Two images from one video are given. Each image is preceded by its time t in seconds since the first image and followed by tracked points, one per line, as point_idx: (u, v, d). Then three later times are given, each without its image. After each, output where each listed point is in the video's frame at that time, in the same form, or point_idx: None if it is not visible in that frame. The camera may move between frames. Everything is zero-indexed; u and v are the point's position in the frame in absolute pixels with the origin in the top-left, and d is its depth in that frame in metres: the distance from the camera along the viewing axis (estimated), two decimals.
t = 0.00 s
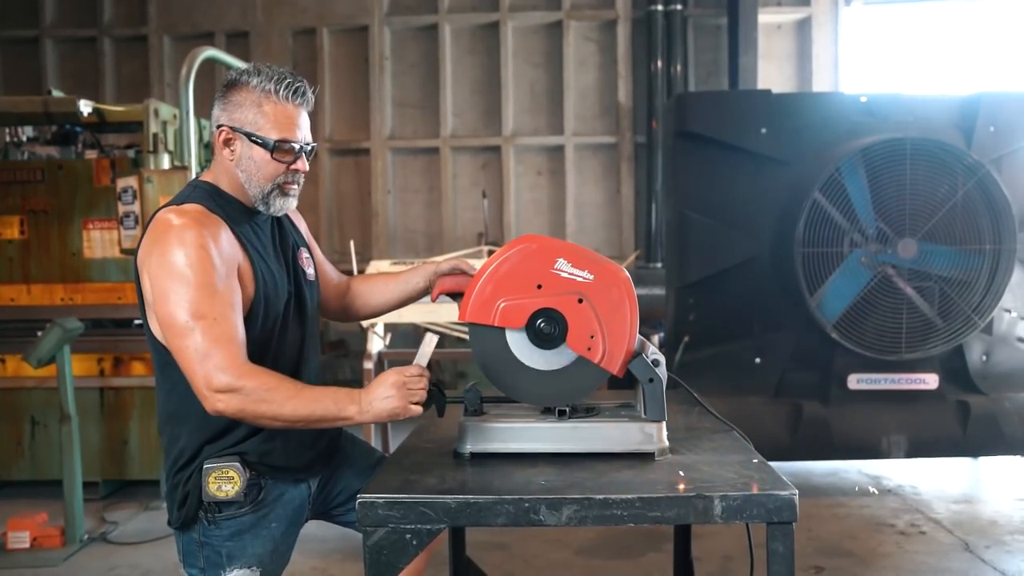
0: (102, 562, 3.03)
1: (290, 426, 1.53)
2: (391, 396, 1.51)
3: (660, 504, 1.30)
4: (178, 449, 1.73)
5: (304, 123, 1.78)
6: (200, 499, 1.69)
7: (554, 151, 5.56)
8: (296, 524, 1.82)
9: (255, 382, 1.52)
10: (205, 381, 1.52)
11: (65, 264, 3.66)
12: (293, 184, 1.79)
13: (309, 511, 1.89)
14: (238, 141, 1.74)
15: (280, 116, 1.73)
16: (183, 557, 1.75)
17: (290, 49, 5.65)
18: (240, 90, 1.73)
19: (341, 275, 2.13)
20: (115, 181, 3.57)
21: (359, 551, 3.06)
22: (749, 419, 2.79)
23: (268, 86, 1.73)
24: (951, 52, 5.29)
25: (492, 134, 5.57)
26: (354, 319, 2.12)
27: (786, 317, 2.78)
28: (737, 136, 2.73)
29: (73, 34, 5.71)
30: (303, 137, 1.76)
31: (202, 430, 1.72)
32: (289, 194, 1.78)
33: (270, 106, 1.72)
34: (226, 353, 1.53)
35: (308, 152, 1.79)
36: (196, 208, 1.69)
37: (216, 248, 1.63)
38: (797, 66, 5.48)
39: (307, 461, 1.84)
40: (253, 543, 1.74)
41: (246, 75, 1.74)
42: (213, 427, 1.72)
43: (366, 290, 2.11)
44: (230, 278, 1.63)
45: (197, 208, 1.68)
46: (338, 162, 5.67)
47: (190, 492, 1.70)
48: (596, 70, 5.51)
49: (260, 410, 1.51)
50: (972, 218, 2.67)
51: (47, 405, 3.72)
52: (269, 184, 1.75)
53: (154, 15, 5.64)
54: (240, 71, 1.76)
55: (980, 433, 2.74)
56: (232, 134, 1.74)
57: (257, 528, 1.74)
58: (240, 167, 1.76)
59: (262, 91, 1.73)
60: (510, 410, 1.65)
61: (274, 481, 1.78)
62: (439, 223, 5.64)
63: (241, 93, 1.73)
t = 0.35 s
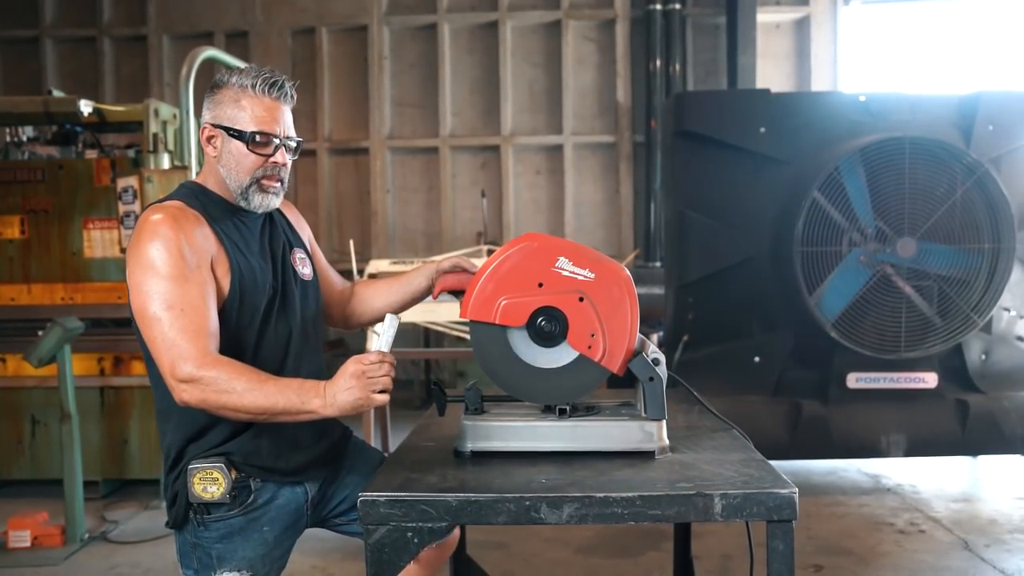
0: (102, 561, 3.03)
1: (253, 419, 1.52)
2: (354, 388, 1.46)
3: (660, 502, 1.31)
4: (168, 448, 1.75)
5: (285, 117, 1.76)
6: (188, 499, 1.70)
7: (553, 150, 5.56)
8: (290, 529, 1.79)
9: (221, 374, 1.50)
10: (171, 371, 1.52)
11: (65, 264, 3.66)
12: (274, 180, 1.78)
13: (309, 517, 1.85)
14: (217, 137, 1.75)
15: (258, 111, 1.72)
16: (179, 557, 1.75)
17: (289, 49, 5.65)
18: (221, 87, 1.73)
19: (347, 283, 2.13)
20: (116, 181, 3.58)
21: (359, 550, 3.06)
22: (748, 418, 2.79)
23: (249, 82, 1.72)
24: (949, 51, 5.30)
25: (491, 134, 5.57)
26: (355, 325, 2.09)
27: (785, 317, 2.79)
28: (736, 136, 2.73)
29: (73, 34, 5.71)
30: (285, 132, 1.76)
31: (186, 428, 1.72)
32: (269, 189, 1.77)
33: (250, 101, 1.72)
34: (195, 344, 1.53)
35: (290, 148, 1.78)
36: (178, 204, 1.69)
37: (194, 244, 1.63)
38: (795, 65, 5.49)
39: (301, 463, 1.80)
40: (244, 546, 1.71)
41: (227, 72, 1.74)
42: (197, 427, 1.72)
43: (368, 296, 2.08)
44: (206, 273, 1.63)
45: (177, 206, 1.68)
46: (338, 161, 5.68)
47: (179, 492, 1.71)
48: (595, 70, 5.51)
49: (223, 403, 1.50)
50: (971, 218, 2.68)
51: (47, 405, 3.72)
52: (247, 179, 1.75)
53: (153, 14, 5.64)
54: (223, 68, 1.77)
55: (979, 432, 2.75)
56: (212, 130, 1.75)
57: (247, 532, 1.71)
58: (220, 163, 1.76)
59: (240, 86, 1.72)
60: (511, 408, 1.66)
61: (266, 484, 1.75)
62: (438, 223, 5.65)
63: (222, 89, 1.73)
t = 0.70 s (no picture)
0: (104, 559, 3.04)
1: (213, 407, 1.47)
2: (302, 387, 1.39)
3: (660, 502, 1.31)
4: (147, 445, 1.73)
5: (273, 112, 1.75)
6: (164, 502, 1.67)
7: (553, 150, 5.56)
8: (271, 534, 1.74)
9: (184, 359, 1.47)
10: (136, 354, 1.51)
11: (67, 263, 3.67)
12: (261, 174, 1.76)
13: (293, 522, 1.80)
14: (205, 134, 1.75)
15: (242, 106, 1.71)
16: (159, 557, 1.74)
17: (289, 49, 5.65)
18: (212, 86, 1.73)
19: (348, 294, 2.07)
20: (118, 181, 3.59)
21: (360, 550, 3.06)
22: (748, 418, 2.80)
23: (238, 79, 1.72)
24: (949, 51, 5.30)
25: (492, 134, 5.58)
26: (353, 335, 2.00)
27: (785, 317, 2.79)
28: (737, 136, 2.73)
29: (74, 34, 5.71)
30: (274, 129, 1.75)
31: (160, 428, 1.69)
32: (255, 183, 1.75)
33: (238, 96, 1.72)
34: (163, 330, 1.51)
35: (279, 144, 1.77)
36: (168, 200, 1.69)
37: (172, 235, 1.62)
38: (795, 66, 5.51)
39: (283, 466, 1.75)
40: (221, 552, 1.68)
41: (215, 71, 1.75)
42: (169, 426, 1.69)
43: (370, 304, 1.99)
44: (182, 262, 1.61)
45: (163, 199, 1.69)
46: (338, 161, 5.68)
47: (154, 495, 1.68)
48: (595, 70, 5.52)
49: (181, 389, 1.47)
50: (972, 218, 2.68)
51: (49, 404, 3.72)
52: (233, 173, 1.73)
53: (154, 15, 5.64)
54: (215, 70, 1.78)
55: (980, 432, 2.74)
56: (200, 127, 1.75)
57: (224, 537, 1.68)
58: (209, 159, 1.76)
59: (225, 82, 1.72)
60: (512, 408, 1.66)
61: (244, 488, 1.71)
62: (438, 223, 5.65)
63: (213, 88, 1.73)
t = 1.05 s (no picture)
0: (134, 556, 3.07)
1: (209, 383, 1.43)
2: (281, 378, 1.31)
3: (685, 501, 1.30)
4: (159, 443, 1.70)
5: (282, 110, 1.70)
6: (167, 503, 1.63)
7: (575, 149, 5.56)
8: (276, 540, 1.66)
9: (178, 338, 1.44)
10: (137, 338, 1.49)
11: (96, 264, 3.72)
12: (269, 172, 1.69)
13: (301, 528, 1.71)
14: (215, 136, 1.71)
15: (248, 102, 1.67)
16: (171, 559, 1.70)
17: (312, 50, 5.68)
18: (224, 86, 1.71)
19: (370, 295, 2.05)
20: (144, 182, 3.63)
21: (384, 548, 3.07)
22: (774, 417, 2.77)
23: (246, 77, 1.68)
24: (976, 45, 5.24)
25: (513, 133, 5.58)
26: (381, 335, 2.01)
27: (810, 315, 2.76)
28: (760, 132, 2.71)
29: (101, 38, 5.78)
30: (279, 127, 1.69)
31: (165, 428, 1.67)
32: (262, 181, 1.68)
33: (245, 93, 1.68)
34: (162, 312, 1.49)
35: (287, 143, 1.71)
36: (179, 203, 1.65)
37: (175, 222, 1.60)
38: (819, 62, 5.48)
39: (286, 469, 1.66)
40: (224, 555, 1.62)
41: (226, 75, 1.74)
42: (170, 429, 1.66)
43: (395, 303, 2.01)
44: (184, 249, 1.59)
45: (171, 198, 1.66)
46: (361, 161, 5.71)
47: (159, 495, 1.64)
48: (617, 67, 5.50)
49: (175, 369, 1.43)
50: (1001, 214, 2.64)
51: (79, 402, 3.78)
52: (239, 171, 1.67)
53: (179, 17, 5.70)
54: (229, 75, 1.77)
55: (1010, 432, 2.71)
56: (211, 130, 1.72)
57: (226, 541, 1.62)
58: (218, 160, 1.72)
59: (233, 82, 1.70)
60: (536, 407, 1.66)
61: (245, 491, 1.63)
62: (461, 222, 5.66)
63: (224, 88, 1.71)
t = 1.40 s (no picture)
0: (134, 554, 3.08)
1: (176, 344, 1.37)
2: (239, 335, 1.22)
3: (684, 502, 1.30)
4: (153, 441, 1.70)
5: (266, 106, 1.70)
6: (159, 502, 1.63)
7: (578, 149, 5.56)
8: (267, 541, 1.67)
9: (145, 305, 1.41)
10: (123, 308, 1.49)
11: (98, 263, 3.73)
12: (252, 167, 1.69)
13: (291, 528, 1.72)
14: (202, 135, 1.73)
15: (230, 99, 1.68)
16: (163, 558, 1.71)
17: (315, 49, 5.69)
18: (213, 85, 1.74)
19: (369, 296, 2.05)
20: (147, 181, 3.63)
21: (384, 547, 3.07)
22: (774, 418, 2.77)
23: (230, 75, 1.69)
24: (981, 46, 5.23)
25: (517, 133, 5.58)
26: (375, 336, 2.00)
27: (811, 317, 2.76)
28: (763, 133, 2.71)
29: (105, 37, 5.80)
30: (257, 121, 1.69)
31: (159, 427, 1.66)
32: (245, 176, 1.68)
33: (226, 90, 1.68)
34: (140, 286, 1.48)
35: (268, 136, 1.70)
36: (170, 202, 1.65)
37: (168, 214, 1.61)
38: (823, 63, 5.48)
39: (277, 470, 1.66)
40: (215, 555, 1.63)
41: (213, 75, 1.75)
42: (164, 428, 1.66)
43: (390, 304, 2.00)
44: (176, 236, 1.59)
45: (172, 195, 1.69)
46: (364, 161, 5.72)
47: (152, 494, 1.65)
48: (620, 67, 5.50)
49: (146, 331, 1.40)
50: (1004, 215, 2.63)
51: (81, 400, 3.79)
52: (223, 168, 1.68)
53: (183, 17, 5.71)
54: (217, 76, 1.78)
55: (1012, 435, 2.70)
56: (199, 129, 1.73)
57: (218, 541, 1.63)
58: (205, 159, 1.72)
59: (217, 80, 1.71)
60: (536, 407, 1.66)
61: (236, 492, 1.63)
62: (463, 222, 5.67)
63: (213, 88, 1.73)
